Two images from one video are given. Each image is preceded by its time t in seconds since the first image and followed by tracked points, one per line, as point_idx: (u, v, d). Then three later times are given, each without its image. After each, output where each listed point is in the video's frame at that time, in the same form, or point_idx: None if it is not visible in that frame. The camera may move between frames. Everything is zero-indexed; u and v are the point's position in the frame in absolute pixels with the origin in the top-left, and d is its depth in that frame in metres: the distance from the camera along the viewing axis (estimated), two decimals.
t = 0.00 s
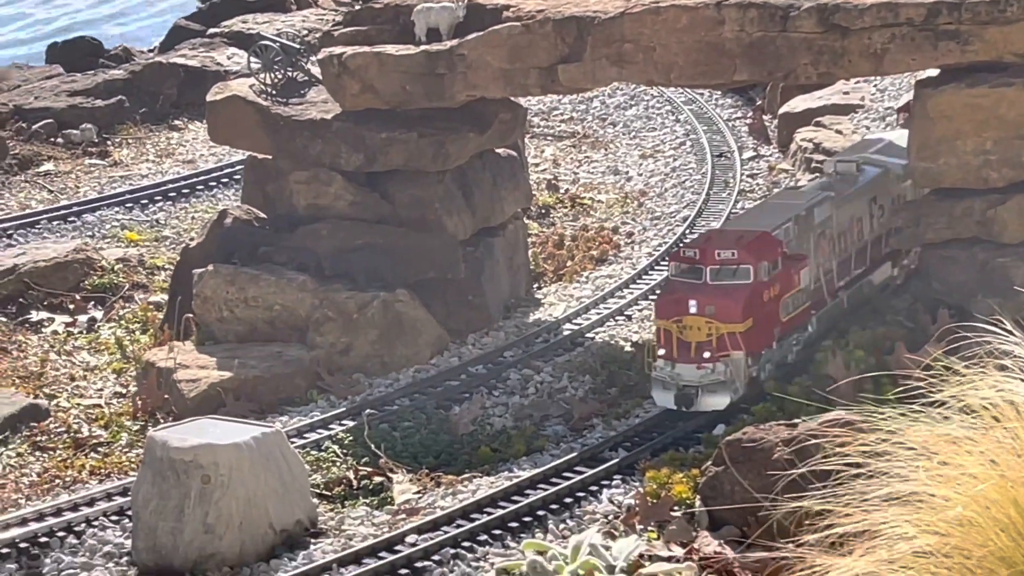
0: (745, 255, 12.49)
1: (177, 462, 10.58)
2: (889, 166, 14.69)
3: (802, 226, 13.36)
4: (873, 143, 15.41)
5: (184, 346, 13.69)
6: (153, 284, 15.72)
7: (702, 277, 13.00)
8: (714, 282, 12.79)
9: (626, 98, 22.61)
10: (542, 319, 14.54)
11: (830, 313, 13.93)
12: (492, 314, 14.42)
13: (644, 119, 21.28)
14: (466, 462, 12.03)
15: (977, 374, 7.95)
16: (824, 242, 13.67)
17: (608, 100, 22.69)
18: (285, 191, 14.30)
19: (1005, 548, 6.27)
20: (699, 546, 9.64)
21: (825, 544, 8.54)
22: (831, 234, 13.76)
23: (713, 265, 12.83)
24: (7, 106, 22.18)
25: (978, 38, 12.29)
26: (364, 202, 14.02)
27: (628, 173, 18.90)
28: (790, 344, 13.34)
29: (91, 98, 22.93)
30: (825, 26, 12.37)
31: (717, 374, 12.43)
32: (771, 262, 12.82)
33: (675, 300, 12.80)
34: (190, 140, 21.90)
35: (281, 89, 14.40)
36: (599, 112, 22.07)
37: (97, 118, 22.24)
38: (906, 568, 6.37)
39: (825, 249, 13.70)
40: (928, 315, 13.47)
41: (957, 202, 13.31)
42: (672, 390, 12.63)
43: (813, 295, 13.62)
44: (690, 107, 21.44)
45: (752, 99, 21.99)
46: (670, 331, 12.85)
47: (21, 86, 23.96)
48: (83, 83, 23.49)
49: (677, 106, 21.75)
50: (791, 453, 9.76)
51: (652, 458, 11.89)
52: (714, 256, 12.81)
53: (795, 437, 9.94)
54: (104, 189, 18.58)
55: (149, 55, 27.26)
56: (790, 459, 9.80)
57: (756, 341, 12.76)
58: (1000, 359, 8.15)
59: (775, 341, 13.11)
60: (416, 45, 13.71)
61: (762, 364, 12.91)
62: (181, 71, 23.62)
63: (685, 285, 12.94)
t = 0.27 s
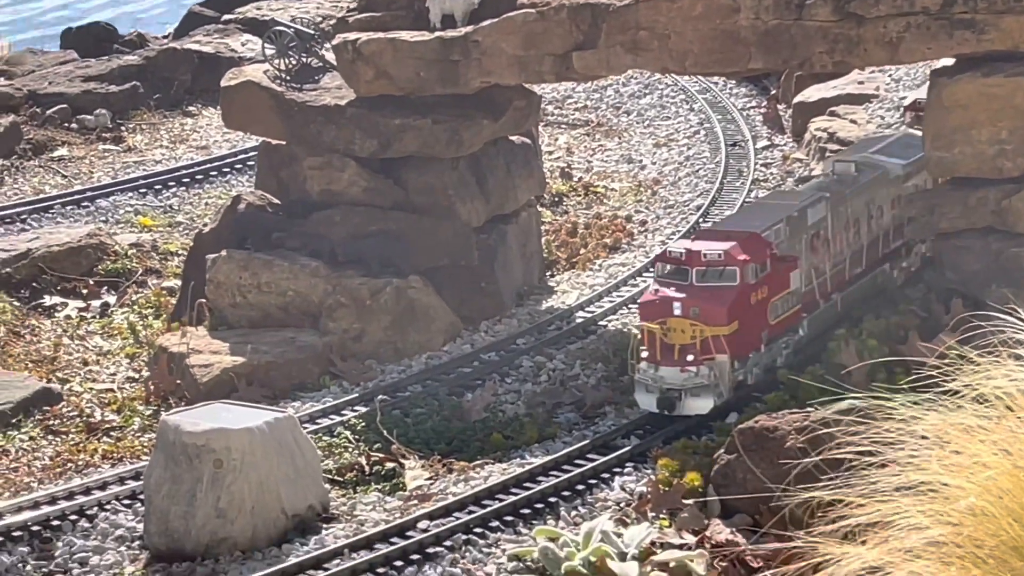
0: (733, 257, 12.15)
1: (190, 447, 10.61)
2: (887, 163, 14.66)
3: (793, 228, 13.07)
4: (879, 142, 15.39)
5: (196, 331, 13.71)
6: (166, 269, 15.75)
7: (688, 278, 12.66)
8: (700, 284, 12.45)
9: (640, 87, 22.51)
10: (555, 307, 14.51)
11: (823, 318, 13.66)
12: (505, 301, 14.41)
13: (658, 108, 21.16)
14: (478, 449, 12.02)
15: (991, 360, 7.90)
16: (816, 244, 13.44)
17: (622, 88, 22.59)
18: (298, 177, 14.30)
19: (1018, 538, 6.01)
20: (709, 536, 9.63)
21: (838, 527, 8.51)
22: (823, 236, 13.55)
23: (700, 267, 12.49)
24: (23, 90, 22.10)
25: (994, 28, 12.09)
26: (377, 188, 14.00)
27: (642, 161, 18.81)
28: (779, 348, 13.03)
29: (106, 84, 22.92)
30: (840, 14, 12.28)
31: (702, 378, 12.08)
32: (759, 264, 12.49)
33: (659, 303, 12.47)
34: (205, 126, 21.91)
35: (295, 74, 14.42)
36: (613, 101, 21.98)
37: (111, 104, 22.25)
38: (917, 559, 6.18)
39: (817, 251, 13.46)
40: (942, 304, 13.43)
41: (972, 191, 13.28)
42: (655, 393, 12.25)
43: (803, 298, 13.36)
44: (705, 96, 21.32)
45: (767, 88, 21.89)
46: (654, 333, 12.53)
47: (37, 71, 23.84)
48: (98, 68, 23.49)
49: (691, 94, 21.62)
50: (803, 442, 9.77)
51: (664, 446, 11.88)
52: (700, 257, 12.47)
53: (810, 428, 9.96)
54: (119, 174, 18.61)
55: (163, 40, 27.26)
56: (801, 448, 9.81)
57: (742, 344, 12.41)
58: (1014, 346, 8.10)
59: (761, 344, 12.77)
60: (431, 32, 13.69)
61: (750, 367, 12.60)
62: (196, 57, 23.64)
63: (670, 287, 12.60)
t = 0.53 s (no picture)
0: (720, 255, 11.80)
1: (205, 428, 10.59)
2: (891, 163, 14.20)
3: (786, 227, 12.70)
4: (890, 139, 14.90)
5: (212, 313, 13.72)
6: (182, 253, 15.78)
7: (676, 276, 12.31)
8: (687, 282, 12.10)
9: (656, 73, 22.43)
10: (570, 292, 14.47)
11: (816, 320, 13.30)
12: (522, 285, 14.38)
13: (674, 95, 21.07)
14: (494, 433, 12.00)
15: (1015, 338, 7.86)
16: (812, 242, 13.09)
17: (638, 75, 22.52)
18: (315, 160, 14.32)
19: None
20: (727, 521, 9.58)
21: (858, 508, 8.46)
22: (820, 234, 13.20)
23: (687, 265, 12.14)
24: (39, 73, 22.11)
25: (1012, 14, 12.11)
26: (393, 171, 14.02)
27: (659, 148, 18.77)
28: (770, 348, 12.68)
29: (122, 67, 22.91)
30: None
31: (686, 378, 11.75)
32: (748, 263, 12.12)
33: (644, 301, 12.13)
34: (220, 111, 21.93)
35: (312, 58, 14.42)
36: (629, 87, 21.91)
37: (127, 88, 22.26)
38: (935, 546, 6.14)
39: (812, 250, 13.09)
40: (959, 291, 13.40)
41: (992, 177, 13.29)
42: (640, 393, 11.94)
43: (798, 296, 13.02)
44: (721, 83, 21.22)
45: (783, 76, 21.81)
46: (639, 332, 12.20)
47: (54, 54, 23.79)
48: (115, 50, 23.50)
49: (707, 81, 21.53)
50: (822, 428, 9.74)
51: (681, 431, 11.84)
52: (687, 255, 12.12)
53: (825, 412, 9.92)
54: (134, 158, 18.64)
55: (180, 25, 27.28)
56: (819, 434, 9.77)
57: (729, 344, 12.07)
58: None
59: (750, 344, 12.42)
60: (450, 16, 13.70)
61: (738, 369, 12.26)
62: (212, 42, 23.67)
63: (657, 284, 12.25)
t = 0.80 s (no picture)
0: (707, 253, 11.66)
1: (223, 410, 10.60)
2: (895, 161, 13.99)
3: (778, 225, 12.55)
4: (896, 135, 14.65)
5: (230, 297, 13.74)
6: (200, 237, 15.83)
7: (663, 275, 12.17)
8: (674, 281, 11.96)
9: (675, 59, 22.37)
10: (588, 278, 14.43)
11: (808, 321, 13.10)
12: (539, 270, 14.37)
13: (693, 81, 21.00)
14: (511, 417, 11.99)
15: None
16: (806, 242, 12.92)
17: (656, 61, 22.45)
18: (334, 144, 14.34)
19: None
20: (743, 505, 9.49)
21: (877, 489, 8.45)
22: (814, 234, 13.02)
23: (674, 263, 12.00)
24: (58, 57, 22.21)
25: None
26: (411, 156, 14.10)
27: (676, 134, 18.73)
28: (760, 349, 12.49)
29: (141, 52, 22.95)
30: None
31: (671, 379, 11.58)
32: (736, 262, 11.98)
33: (631, 299, 12.00)
34: (238, 96, 21.96)
35: (330, 42, 14.40)
36: (647, 74, 21.86)
37: (146, 72, 22.29)
38: (952, 531, 6.33)
39: (805, 250, 12.92)
40: (979, 277, 13.33)
41: (1012, 163, 13.27)
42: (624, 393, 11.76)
43: (789, 297, 12.84)
44: (740, 69, 21.14)
45: (802, 62, 21.73)
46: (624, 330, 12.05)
47: (72, 38, 23.82)
48: (134, 34, 23.53)
49: (725, 67, 21.45)
50: (839, 412, 9.70)
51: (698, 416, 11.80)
52: (675, 253, 11.97)
53: (842, 396, 9.88)
54: (153, 143, 18.69)
55: (200, 9, 27.31)
56: (837, 418, 9.73)
57: (716, 345, 11.90)
58: None
59: (738, 345, 12.26)
60: None
61: (726, 370, 12.09)
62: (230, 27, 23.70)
63: (643, 283, 12.11)
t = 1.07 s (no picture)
0: (692, 255, 11.25)
1: (241, 398, 10.63)
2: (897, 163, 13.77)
3: (769, 227, 12.21)
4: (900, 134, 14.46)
5: (248, 285, 13.76)
6: (218, 225, 15.88)
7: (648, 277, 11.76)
8: (658, 283, 11.56)
9: (693, 48, 22.31)
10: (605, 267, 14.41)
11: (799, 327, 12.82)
12: (556, 258, 14.36)
13: (711, 70, 20.93)
14: (528, 406, 11.99)
15: None
16: (797, 244, 12.58)
17: (674, 50, 22.40)
18: (351, 133, 14.34)
19: None
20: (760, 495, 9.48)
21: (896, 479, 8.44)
22: (806, 236, 12.67)
23: (659, 265, 11.60)
24: (77, 44, 22.12)
25: None
26: (430, 145, 14.04)
27: (694, 123, 18.69)
28: (748, 353, 12.18)
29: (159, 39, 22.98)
30: None
31: (653, 383, 11.23)
32: (723, 265, 11.59)
33: (614, 301, 11.59)
34: (256, 84, 21.97)
35: (348, 30, 14.41)
36: (665, 63, 21.80)
37: (164, 60, 22.30)
38: (971, 521, 6.43)
39: (794, 252, 12.58)
40: (997, 267, 13.29)
41: None
42: (605, 396, 11.44)
43: (779, 300, 12.49)
44: (758, 58, 21.07)
45: (821, 52, 21.66)
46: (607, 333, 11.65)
47: (90, 25, 23.85)
48: (152, 22, 23.55)
49: (744, 56, 21.38)
50: (856, 401, 9.70)
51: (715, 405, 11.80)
52: (660, 255, 11.58)
53: (857, 386, 9.85)
54: (171, 131, 18.73)
55: None
56: (854, 407, 9.73)
57: (701, 349, 11.52)
58: None
59: (725, 349, 11.88)
60: None
61: (713, 374, 11.79)
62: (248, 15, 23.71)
63: (627, 284, 11.71)
